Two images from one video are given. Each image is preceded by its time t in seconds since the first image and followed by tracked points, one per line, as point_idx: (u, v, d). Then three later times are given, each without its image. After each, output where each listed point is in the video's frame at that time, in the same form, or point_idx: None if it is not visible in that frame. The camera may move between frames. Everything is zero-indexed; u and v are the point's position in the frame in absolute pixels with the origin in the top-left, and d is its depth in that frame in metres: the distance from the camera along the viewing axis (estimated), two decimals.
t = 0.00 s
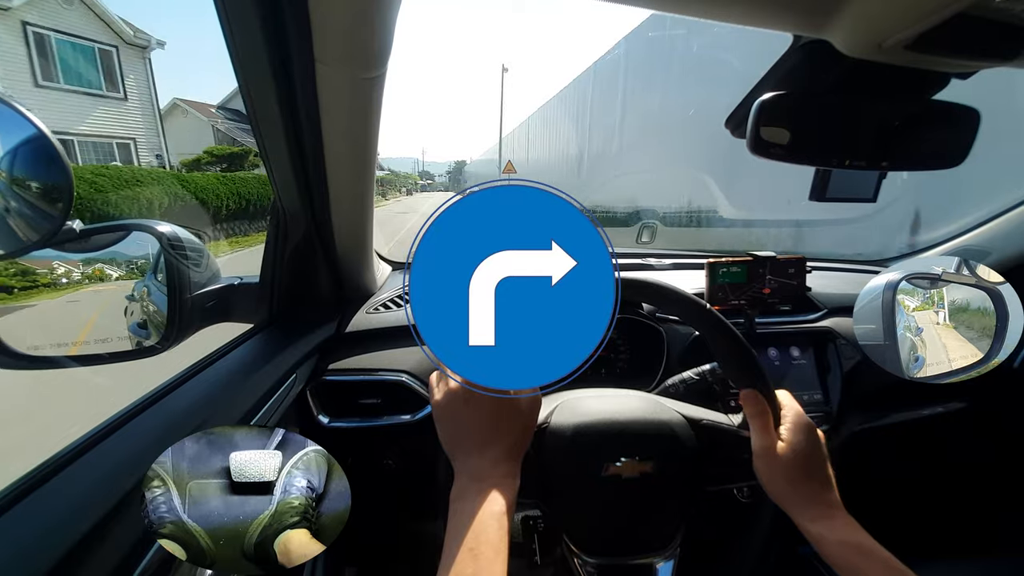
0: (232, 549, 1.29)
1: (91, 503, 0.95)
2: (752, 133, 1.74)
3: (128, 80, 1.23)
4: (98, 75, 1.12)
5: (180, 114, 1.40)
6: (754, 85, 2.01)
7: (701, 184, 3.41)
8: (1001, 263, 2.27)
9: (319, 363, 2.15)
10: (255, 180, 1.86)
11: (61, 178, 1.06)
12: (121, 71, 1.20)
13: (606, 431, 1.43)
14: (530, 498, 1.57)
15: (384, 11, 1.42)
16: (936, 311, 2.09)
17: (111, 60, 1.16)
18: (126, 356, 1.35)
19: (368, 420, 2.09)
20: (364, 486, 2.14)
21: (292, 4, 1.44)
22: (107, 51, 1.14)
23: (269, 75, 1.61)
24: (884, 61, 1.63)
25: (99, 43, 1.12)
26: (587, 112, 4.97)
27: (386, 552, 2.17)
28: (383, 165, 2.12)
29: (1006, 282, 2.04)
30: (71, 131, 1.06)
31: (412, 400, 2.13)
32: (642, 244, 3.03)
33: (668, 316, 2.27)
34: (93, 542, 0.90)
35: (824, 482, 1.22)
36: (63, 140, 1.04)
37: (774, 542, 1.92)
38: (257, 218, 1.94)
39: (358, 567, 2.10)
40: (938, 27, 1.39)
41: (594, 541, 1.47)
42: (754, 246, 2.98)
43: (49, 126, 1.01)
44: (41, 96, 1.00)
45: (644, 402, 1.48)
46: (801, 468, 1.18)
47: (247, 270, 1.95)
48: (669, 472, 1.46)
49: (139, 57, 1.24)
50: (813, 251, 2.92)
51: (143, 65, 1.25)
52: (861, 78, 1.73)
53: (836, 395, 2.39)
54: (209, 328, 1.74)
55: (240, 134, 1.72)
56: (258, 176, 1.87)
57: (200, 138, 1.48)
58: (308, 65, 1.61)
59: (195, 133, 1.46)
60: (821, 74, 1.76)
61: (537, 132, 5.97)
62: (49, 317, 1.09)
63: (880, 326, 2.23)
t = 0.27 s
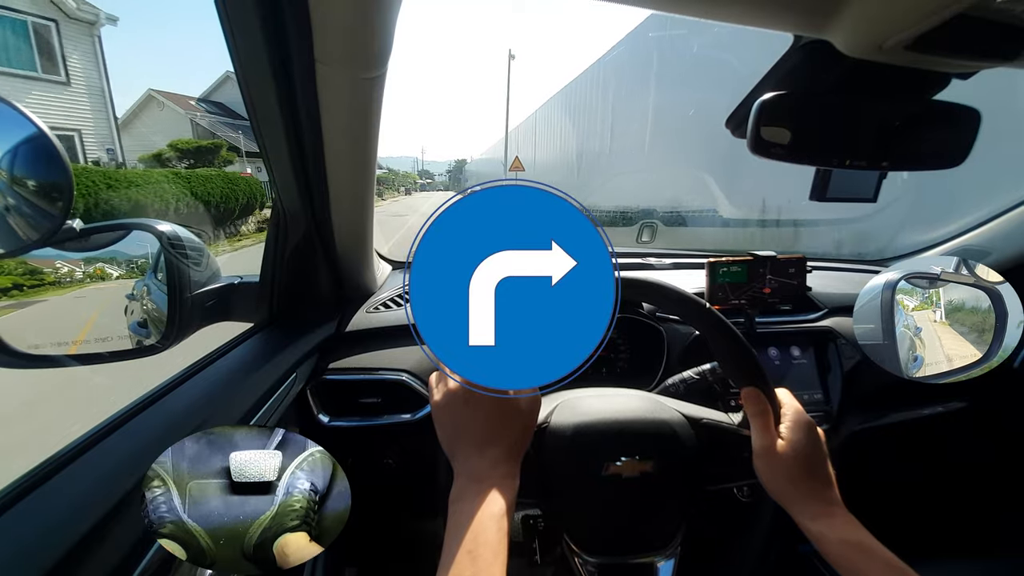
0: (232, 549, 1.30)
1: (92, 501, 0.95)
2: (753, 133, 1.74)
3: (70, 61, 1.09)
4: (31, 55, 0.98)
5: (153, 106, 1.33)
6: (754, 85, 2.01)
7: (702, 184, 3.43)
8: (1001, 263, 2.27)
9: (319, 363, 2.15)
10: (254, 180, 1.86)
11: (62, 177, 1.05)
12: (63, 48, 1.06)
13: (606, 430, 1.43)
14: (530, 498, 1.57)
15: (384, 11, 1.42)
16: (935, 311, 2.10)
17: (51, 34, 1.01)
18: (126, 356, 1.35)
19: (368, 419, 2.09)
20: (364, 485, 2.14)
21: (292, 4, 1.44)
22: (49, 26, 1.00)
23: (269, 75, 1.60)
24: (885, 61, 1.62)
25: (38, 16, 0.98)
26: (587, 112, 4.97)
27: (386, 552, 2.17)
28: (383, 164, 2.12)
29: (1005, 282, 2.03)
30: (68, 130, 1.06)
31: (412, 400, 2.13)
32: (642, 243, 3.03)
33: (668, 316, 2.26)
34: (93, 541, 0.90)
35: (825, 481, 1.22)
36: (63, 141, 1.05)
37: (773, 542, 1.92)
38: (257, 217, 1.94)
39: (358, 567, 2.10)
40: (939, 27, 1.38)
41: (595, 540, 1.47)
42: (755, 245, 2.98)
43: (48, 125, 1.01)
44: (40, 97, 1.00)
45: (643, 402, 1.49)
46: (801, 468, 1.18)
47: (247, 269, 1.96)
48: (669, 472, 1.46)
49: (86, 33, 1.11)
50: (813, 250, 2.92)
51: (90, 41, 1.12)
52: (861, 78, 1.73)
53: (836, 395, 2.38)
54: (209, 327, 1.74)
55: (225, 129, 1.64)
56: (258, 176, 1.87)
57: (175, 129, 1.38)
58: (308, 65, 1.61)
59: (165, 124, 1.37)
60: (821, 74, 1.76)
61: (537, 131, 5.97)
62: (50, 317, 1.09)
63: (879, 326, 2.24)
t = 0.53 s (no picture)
0: (232, 550, 1.29)
1: (92, 501, 0.96)
2: (753, 132, 1.73)
3: None
4: None
5: (124, 97, 1.26)
6: (754, 84, 2.01)
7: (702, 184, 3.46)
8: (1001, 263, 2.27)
9: (319, 362, 2.15)
10: (254, 181, 1.86)
11: (61, 177, 1.05)
12: None
13: (606, 430, 1.43)
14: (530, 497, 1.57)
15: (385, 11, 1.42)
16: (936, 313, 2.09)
17: None
18: (126, 356, 1.35)
19: (368, 419, 2.09)
20: (364, 485, 2.14)
21: (292, 4, 1.44)
22: None
23: (269, 75, 1.60)
24: (885, 60, 1.62)
25: None
26: (587, 111, 4.97)
27: (386, 551, 2.17)
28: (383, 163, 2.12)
29: (1006, 283, 2.02)
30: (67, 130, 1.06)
31: (412, 400, 2.13)
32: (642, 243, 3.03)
33: (668, 315, 2.27)
34: (93, 541, 0.90)
35: (825, 480, 1.22)
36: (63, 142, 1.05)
37: (773, 542, 1.92)
38: (257, 217, 1.93)
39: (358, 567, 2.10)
40: (940, 26, 1.38)
41: (595, 540, 1.46)
42: (754, 245, 2.98)
43: (45, 124, 1.02)
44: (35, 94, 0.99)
45: (644, 401, 1.48)
46: (801, 467, 1.18)
47: (247, 269, 1.96)
48: (669, 471, 1.46)
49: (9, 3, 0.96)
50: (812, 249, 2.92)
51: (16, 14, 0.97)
52: (861, 77, 1.73)
53: (836, 395, 2.38)
54: (209, 327, 1.74)
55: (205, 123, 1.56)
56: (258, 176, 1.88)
57: (147, 121, 1.30)
58: (308, 64, 1.61)
59: (139, 115, 1.28)
60: (821, 74, 1.76)
61: (537, 131, 5.97)
62: (50, 318, 1.09)
63: (879, 327, 2.23)
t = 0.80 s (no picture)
0: (232, 550, 1.29)
1: (93, 501, 0.95)
2: (753, 132, 1.73)
3: None
4: None
5: (89, 89, 1.14)
6: (754, 84, 2.01)
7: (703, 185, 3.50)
8: (1001, 263, 2.27)
9: (319, 362, 2.15)
10: (254, 181, 1.85)
11: (62, 178, 1.05)
12: None
13: (606, 430, 1.43)
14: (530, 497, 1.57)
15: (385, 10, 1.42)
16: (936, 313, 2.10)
17: None
18: (126, 355, 1.35)
19: (368, 419, 2.09)
20: (364, 485, 2.14)
21: (292, 3, 1.44)
22: None
23: (269, 75, 1.60)
24: (886, 60, 1.62)
25: None
26: (586, 111, 4.97)
27: (386, 551, 2.17)
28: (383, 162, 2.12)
29: (1005, 283, 2.02)
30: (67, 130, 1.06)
31: (412, 400, 2.13)
32: (642, 243, 3.00)
33: (668, 316, 2.27)
34: (93, 540, 0.90)
35: (826, 477, 1.17)
36: (64, 142, 1.05)
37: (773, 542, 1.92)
38: (257, 217, 1.93)
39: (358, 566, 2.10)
40: (940, 26, 1.38)
41: (597, 541, 1.46)
42: (754, 245, 2.98)
43: (47, 125, 1.01)
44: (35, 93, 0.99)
45: (644, 401, 1.49)
46: (801, 463, 1.14)
47: (247, 269, 1.95)
48: (669, 471, 1.46)
49: None
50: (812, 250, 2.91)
51: None
52: (861, 77, 1.73)
53: (836, 395, 2.38)
54: (209, 327, 1.74)
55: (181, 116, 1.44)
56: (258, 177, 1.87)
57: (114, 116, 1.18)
58: (308, 64, 1.61)
59: (104, 107, 1.16)
60: (822, 74, 1.76)
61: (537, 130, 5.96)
62: (49, 318, 1.09)
63: (879, 327, 2.25)
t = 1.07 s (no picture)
0: (232, 549, 1.30)
1: (92, 501, 0.95)
2: (753, 132, 1.73)
3: None
4: None
5: (47, 79, 1.05)
6: (754, 83, 2.00)
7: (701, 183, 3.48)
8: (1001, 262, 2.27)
9: (319, 362, 2.15)
10: (253, 181, 1.85)
11: (61, 177, 1.06)
12: None
13: (606, 430, 1.43)
14: (530, 497, 1.57)
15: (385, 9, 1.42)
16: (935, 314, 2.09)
17: None
18: (126, 355, 1.35)
19: (368, 419, 2.09)
20: (364, 484, 2.14)
21: (292, 3, 1.44)
22: None
23: (269, 75, 1.60)
24: (886, 60, 1.62)
25: None
26: (586, 110, 4.96)
27: (386, 551, 2.17)
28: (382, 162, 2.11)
29: (1006, 283, 2.01)
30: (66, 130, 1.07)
31: (412, 399, 2.13)
32: (642, 243, 3.01)
33: (668, 315, 2.27)
34: (93, 541, 0.90)
35: (826, 464, 1.17)
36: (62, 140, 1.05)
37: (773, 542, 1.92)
38: (257, 217, 1.93)
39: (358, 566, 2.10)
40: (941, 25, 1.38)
41: (601, 540, 1.45)
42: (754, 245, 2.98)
43: (46, 124, 1.01)
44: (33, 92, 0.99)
45: (643, 400, 1.49)
46: (801, 454, 1.14)
47: (247, 269, 1.96)
48: (670, 470, 1.46)
49: None
50: (812, 249, 2.92)
51: None
52: (861, 76, 1.73)
53: (836, 394, 2.37)
54: (209, 327, 1.74)
55: (150, 109, 1.36)
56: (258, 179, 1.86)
57: (79, 110, 1.10)
58: (308, 64, 1.61)
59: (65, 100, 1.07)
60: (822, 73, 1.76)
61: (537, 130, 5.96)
62: (50, 318, 1.09)
63: (878, 328, 2.25)
